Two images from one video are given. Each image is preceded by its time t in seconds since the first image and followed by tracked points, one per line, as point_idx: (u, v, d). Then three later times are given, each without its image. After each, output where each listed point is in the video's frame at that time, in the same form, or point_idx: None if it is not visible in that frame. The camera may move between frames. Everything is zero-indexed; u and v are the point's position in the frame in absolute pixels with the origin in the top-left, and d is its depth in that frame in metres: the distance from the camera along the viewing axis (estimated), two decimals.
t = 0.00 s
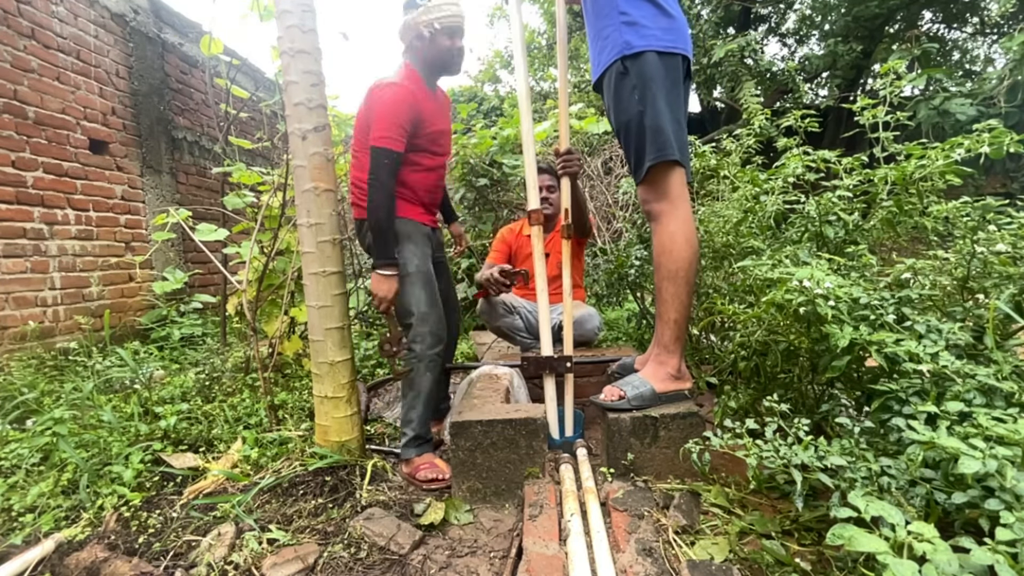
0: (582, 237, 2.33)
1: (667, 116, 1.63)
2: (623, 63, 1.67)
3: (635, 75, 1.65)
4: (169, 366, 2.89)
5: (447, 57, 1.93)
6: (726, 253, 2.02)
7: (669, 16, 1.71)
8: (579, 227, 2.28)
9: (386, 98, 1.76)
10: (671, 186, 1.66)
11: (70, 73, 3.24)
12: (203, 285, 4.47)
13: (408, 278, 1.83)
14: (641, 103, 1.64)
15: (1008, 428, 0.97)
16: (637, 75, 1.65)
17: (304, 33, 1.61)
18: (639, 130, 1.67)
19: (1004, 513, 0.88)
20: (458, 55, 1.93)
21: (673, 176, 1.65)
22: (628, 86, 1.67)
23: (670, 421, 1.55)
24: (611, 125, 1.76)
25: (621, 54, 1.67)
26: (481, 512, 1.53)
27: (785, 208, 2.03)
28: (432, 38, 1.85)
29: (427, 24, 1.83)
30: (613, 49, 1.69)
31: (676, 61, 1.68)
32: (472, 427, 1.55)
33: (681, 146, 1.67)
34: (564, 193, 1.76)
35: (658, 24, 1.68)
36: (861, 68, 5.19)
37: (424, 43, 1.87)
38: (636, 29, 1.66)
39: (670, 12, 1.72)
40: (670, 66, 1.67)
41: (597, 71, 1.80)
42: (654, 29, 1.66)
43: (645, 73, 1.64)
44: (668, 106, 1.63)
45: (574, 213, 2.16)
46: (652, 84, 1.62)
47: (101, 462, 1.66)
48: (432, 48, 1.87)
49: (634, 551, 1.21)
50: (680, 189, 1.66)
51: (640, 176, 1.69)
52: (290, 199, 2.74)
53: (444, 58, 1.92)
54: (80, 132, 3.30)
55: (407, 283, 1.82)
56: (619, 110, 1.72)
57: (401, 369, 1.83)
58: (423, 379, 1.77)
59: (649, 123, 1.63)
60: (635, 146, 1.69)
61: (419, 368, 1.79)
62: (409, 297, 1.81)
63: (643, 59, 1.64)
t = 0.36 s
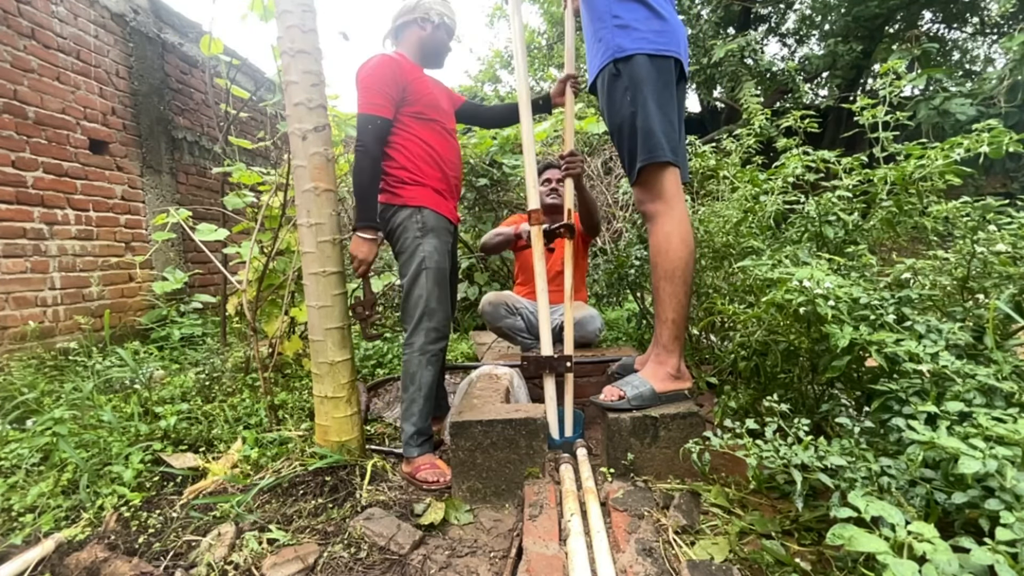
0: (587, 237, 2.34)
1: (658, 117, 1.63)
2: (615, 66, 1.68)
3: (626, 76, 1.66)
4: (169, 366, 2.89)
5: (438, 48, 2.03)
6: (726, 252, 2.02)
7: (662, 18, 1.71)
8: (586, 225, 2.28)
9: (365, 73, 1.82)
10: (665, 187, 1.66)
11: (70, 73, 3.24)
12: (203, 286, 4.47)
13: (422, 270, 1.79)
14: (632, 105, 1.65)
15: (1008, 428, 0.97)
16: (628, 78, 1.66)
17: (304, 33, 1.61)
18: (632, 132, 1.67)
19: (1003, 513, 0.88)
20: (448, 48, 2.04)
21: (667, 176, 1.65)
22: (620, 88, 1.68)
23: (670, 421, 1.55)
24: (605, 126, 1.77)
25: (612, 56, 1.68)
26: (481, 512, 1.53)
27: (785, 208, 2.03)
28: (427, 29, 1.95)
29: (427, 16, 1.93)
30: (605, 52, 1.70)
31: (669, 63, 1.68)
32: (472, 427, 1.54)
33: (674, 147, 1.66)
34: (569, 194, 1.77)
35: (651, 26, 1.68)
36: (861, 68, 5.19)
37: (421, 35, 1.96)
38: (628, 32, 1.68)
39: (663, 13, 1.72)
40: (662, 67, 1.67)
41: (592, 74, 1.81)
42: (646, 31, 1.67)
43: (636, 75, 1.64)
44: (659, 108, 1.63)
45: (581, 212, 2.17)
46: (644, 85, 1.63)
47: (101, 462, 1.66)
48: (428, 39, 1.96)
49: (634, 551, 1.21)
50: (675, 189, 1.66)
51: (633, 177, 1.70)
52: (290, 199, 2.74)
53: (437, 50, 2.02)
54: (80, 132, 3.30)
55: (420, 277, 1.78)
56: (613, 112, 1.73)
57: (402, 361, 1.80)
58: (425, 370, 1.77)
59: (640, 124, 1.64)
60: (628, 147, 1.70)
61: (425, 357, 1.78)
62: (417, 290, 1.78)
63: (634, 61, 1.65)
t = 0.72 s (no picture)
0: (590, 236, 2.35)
1: (654, 119, 1.63)
2: (611, 67, 1.69)
3: (621, 77, 1.67)
4: (169, 366, 2.89)
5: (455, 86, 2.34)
6: (726, 252, 2.02)
7: (658, 19, 1.70)
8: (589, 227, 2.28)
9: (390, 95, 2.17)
10: (664, 187, 1.66)
11: (70, 73, 3.24)
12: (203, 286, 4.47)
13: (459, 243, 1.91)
14: (628, 106, 1.65)
15: (1008, 428, 0.97)
16: (624, 79, 1.66)
17: (304, 33, 1.61)
18: (628, 133, 1.68)
19: (1003, 513, 0.88)
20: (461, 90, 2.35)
21: (666, 176, 1.65)
22: (616, 89, 1.68)
23: (670, 422, 1.55)
24: (603, 127, 1.77)
25: (608, 58, 1.69)
26: (481, 512, 1.53)
27: (785, 208, 2.03)
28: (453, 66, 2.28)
29: (440, 57, 2.27)
30: (600, 54, 1.71)
31: (664, 64, 1.68)
32: (472, 427, 1.54)
33: (671, 147, 1.66)
34: (569, 196, 1.78)
35: (647, 27, 1.68)
36: (861, 68, 5.19)
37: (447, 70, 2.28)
38: (623, 33, 1.68)
39: (659, 14, 1.72)
40: (658, 68, 1.67)
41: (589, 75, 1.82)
42: (642, 32, 1.67)
43: (631, 76, 1.65)
44: (654, 109, 1.63)
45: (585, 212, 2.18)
46: (639, 86, 1.63)
47: (101, 462, 1.66)
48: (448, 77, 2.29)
49: (634, 551, 1.21)
50: (674, 189, 1.65)
51: (631, 177, 1.70)
52: (291, 199, 2.74)
53: (453, 89, 2.34)
54: (80, 132, 3.30)
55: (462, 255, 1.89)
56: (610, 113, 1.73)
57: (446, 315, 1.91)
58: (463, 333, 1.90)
59: (635, 126, 1.64)
60: (624, 148, 1.70)
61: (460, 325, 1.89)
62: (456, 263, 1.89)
63: (629, 63, 1.65)
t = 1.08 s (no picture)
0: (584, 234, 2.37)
1: (651, 121, 1.63)
2: (608, 68, 1.70)
3: (619, 78, 1.67)
4: (169, 366, 2.89)
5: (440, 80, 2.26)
6: (726, 252, 2.02)
7: (657, 20, 1.70)
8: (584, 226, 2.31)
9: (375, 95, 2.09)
10: (663, 188, 1.65)
11: (70, 73, 3.24)
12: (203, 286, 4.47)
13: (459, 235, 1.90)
14: (625, 108, 1.66)
15: (1008, 428, 0.97)
16: (621, 81, 1.67)
17: (304, 33, 1.61)
18: (625, 134, 1.70)
19: (1003, 513, 0.88)
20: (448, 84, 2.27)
21: (664, 176, 1.65)
22: (613, 91, 1.69)
23: (670, 422, 1.55)
24: (602, 127, 1.79)
25: (605, 59, 1.69)
26: (481, 512, 1.53)
27: (785, 208, 2.03)
28: (438, 62, 2.19)
29: (424, 50, 2.18)
30: (598, 55, 1.71)
31: (662, 65, 1.67)
32: (472, 427, 1.54)
33: (669, 148, 1.66)
34: (567, 196, 1.77)
35: (645, 28, 1.68)
36: (861, 68, 5.19)
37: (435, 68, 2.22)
38: (621, 34, 1.68)
39: (658, 14, 1.71)
40: (656, 69, 1.66)
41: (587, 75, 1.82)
42: (640, 34, 1.67)
43: (628, 78, 1.65)
44: (651, 111, 1.63)
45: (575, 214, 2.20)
46: (635, 89, 1.64)
47: (101, 462, 1.66)
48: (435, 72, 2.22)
49: (634, 551, 1.21)
50: (673, 189, 1.65)
51: (628, 178, 1.70)
52: (291, 199, 2.74)
53: (439, 84, 2.27)
54: (80, 132, 3.30)
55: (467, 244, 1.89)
56: (609, 114, 1.74)
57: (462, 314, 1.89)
58: (483, 321, 1.88)
59: (631, 128, 1.65)
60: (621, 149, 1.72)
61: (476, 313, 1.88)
62: (464, 253, 1.88)
63: (626, 65, 1.66)
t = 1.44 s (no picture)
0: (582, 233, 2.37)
1: (645, 122, 1.64)
2: (603, 69, 1.70)
3: (612, 79, 1.68)
4: (169, 366, 2.89)
5: (453, 78, 2.23)
6: (726, 252, 2.02)
7: (651, 20, 1.70)
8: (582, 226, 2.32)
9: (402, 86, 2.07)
10: (659, 187, 1.65)
11: (70, 73, 3.24)
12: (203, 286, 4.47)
13: (466, 234, 1.91)
14: (619, 109, 1.67)
15: (1008, 428, 0.97)
16: (614, 81, 1.67)
17: (304, 33, 1.61)
18: (620, 135, 1.70)
19: (1004, 513, 0.88)
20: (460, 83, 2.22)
21: (660, 177, 1.65)
22: (608, 91, 1.69)
23: (670, 421, 1.55)
24: (597, 128, 1.79)
25: (599, 59, 1.70)
26: (481, 512, 1.53)
27: (785, 208, 2.03)
28: (450, 61, 2.14)
29: (435, 50, 2.12)
30: (592, 55, 1.72)
31: (656, 65, 1.67)
32: (472, 427, 1.54)
33: (664, 148, 1.66)
34: (564, 195, 1.77)
35: (639, 28, 1.68)
36: (861, 68, 5.19)
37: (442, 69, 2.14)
38: (614, 35, 1.68)
39: (652, 15, 1.71)
40: (650, 69, 1.66)
41: (582, 76, 1.83)
42: (633, 34, 1.67)
43: (621, 79, 1.65)
44: (645, 111, 1.64)
45: (574, 215, 2.21)
46: (629, 89, 1.64)
47: (101, 462, 1.66)
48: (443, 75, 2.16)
49: (634, 551, 1.21)
50: (669, 189, 1.65)
51: (623, 178, 1.71)
52: (291, 199, 2.74)
53: (450, 83, 2.23)
54: (80, 132, 3.30)
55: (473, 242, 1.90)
56: (603, 114, 1.74)
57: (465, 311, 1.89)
58: (488, 318, 1.89)
59: (626, 129, 1.65)
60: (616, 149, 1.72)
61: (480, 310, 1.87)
62: (470, 251, 1.90)
63: (620, 65, 1.66)
